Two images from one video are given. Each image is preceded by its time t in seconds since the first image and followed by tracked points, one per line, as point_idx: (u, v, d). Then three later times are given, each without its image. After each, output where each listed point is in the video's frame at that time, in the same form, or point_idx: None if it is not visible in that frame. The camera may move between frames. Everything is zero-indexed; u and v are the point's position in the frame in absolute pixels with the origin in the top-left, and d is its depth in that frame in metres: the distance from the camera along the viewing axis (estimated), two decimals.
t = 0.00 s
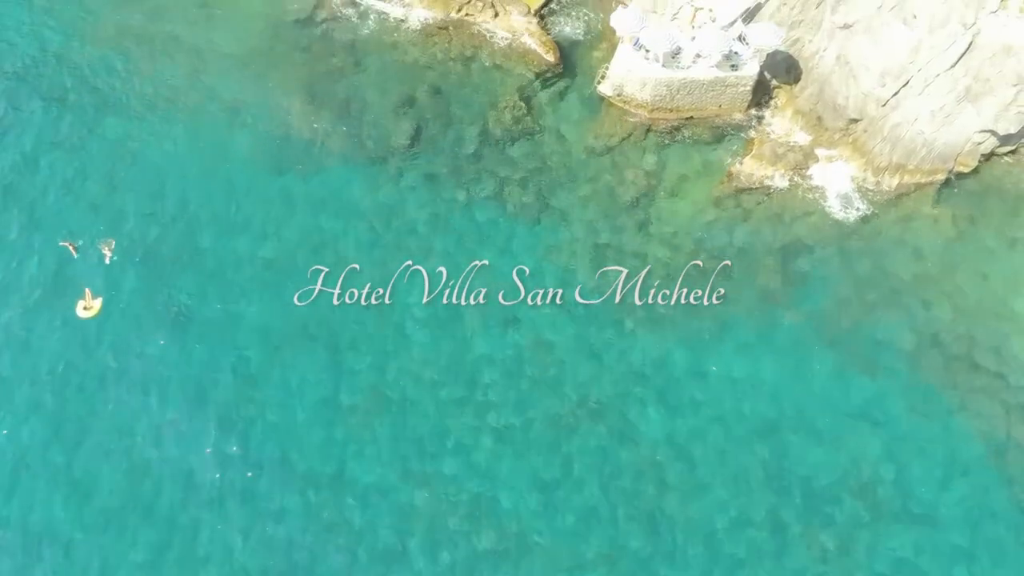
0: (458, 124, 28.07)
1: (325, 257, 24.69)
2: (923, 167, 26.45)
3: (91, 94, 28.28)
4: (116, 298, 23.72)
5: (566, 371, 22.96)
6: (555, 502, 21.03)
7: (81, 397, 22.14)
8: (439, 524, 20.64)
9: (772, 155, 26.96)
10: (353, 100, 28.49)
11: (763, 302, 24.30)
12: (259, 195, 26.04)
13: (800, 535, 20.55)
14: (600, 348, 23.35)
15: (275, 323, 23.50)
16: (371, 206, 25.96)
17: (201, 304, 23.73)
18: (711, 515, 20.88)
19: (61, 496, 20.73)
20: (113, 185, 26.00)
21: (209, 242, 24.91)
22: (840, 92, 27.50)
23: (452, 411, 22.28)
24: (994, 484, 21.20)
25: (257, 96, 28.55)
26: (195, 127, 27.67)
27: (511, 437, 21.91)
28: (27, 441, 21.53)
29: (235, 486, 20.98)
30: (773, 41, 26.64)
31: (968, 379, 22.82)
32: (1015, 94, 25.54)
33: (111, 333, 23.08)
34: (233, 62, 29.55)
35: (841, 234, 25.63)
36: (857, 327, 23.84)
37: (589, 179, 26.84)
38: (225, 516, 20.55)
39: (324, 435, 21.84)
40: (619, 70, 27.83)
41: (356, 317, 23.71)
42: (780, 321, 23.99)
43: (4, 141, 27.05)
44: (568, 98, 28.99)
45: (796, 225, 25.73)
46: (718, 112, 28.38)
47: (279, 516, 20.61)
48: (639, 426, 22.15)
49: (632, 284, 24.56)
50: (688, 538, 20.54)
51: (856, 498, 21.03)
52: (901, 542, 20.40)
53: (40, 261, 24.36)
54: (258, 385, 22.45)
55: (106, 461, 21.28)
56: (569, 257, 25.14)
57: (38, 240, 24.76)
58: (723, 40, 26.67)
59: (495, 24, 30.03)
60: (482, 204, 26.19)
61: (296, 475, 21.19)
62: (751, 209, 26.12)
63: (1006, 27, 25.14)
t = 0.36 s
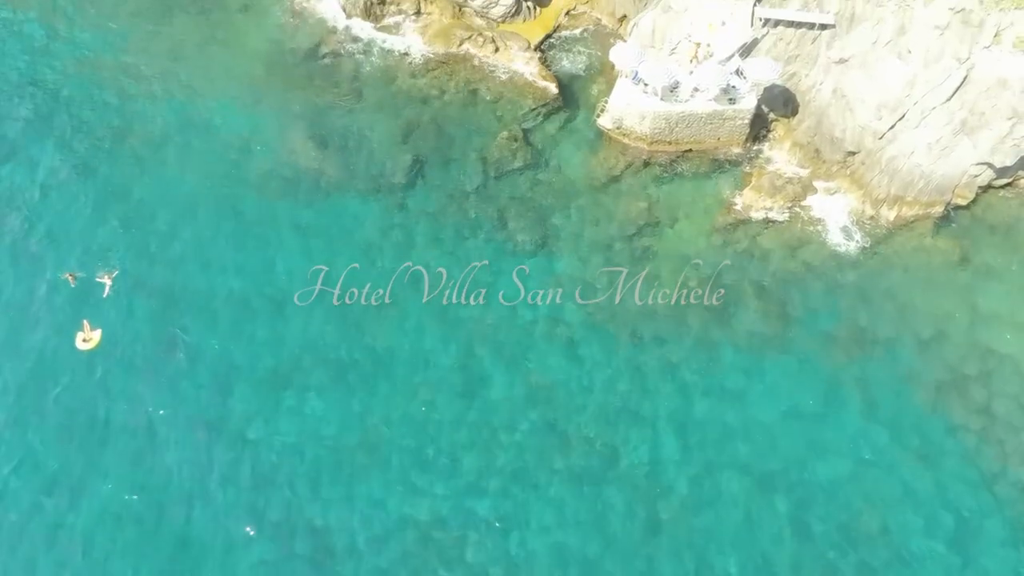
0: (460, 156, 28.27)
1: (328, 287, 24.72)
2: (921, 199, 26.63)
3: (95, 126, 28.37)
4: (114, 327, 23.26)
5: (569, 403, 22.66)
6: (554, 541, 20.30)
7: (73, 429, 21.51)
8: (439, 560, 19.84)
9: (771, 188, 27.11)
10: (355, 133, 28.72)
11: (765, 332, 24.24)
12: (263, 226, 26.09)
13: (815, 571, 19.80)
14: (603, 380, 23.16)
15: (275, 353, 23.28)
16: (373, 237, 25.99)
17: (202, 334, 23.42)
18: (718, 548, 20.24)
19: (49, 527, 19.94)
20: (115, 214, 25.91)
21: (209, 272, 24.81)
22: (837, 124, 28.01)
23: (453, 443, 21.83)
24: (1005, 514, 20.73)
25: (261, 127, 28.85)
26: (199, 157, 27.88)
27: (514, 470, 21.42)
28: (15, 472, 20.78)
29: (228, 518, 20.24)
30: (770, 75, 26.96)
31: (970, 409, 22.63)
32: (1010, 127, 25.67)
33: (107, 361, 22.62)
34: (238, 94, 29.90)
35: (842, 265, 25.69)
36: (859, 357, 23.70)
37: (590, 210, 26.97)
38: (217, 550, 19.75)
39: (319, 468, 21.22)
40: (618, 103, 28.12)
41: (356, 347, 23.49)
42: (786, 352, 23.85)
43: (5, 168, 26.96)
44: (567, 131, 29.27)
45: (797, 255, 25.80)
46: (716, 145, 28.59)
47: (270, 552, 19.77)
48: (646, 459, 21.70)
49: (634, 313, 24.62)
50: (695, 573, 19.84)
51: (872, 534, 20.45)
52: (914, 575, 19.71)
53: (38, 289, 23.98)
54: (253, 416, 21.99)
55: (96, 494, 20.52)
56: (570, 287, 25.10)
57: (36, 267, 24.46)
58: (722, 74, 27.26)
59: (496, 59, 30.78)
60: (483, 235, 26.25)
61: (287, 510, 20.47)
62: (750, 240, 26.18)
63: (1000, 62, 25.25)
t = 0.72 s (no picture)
0: (460, 187, 28.44)
1: (329, 317, 24.71)
2: (919, 231, 26.69)
3: (99, 157, 28.64)
4: (112, 356, 23.14)
5: (570, 433, 22.45)
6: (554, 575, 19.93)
7: (70, 459, 21.28)
8: None
9: (769, 219, 27.20)
10: (356, 166, 28.88)
11: (766, 363, 24.07)
12: (264, 256, 26.16)
13: None
14: (604, 410, 23.00)
15: (274, 383, 23.05)
16: (373, 267, 26.05)
17: (201, 363, 23.23)
18: None
19: (41, 560, 19.58)
20: (117, 243, 25.97)
21: (209, 300, 24.77)
22: (834, 156, 28.13)
23: (451, 474, 21.56)
24: (1012, 548, 20.45)
25: (264, 157, 29.13)
26: (202, 187, 28.09)
27: (513, 502, 21.09)
28: (9, 504, 20.50)
29: (221, 553, 19.91)
30: (766, 108, 26.79)
31: (970, 440, 22.50)
32: (1006, 159, 25.59)
33: (103, 391, 22.46)
34: (241, 124, 30.23)
35: (842, 295, 25.64)
36: (860, 387, 23.55)
37: (589, 241, 27.04)
38: None
39: (315, 501, 20.88)
40: (617, 135, 28.38)
41: (353, 376, 23.32)
42: (787, 382, 23.65)
43: (8, 198, 27.13)
44: (566, 163, 29.44)
45: (797, 286, 25.80)
46: (715, 177, 28.85)
47: None
48: (648, 491, 21.45)
49: (633, 342, 24.56)
50: None
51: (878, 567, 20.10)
52: None
53: (37, 318, 23.95)
54: (248, 447, 21.70)
55: (90, 526, 20.21)
56: (570, 318, 25.09)
57: (37, 296, 24.46)
58: (719, 107, 27.35)
59: (497, 90, 31.21)
60: (483, 266, 26.29)
61: (282, 544, 20.10)
62: (750, 271, 26.18)
63: (993, 96, 25.18)
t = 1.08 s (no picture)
0: (460, 217, 28.53)
1: (328, 347, 24.55)
2: (919, 260, 26.79)
3: (100, 188, 28.77)
4: (107, 387, 22.91)
5: (570, 465, 22.05)
6: None
7: (57, 489, 20.70)
8: None
9: (767, 249, 27.26)
10: (355, 198, 28.95)
11: (769, 392, 23.88)
12: (263, 286, 26.10)
13: None
14: (605, 441, 22.69)
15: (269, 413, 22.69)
16: (373, 297, 25.99)
17: (196, 394, 22.95)
18: None
19: None
20: (116, 273, 25.94)
21: (208, 331, 24.62)
22: (832, 187, 28.29)
23: (450, 505, 21.01)
24: None
25: (265, 188, 29.26)
26: (202, 218, 28.15)
27: (513, 532, 20.48)
28: None
29: None
30: (763, 139, 26.96)
31: (979, 470, 22.04)
32: (1003, 190, 25.64)
33: (98, 421, 22.14)
34: (243, 156, 30.45)
35: (843, 326, 25.52)
36: (863, 417, 23.27)
37: (587, 272, 27.02)
38: None
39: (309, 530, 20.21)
40: (616, 166, 28.58)
41: (351, 407, 23.04)
42: (790, 412, 23.42)
43: (8, 228, 27.16)
44: (565, 194, 29.59)
45: (797, 316, 25.75)
46: (714, 207, 29.01)
47: None
48: (651, 522, 20.88)
49: (632, 372, 24.41)
50: None
51: None
52: None
53: (32, 348, 23.76)
54: (241, 477, 21.18)
55: (73, 554, 19.43)
56: (571, 347, 24.96)
57: (33, 327, 24.31)
58: (717, 139, 27.39)
59: (496, 121, 31.67)
60: (482, 296, 26.24)
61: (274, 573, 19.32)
62: (750, 302, 26.10)
63: (988, 127, 25.37)
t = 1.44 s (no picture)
0: (459, 247, 28.55)
1: (326, 376, 24.31)
2: (918, 290, 26.84)
3: (101, 219, 28.86)
4: (104, 417, 22.68)
5: (571, 496, 21.70)
6: None
7: (49, 520, 20.32)
8: None
9: (767, 279, 27.25)
10: (355, 228, 29.04)
11: (771, 422, 23.64)
12: (262, 315, 26.01)
13: None
14: (606, 472, 22.37)
15: (266, 442, 22.40)
16: (373, 327, 25.88)
17: (193, 424, 22.71)
18: None
19: None
20: (115, 304, 25.87)
21: (205, 361, 24.45)
22: (830, 217, 28.49)
23: (448, 537, 20.57)
24: None
25: (265, 219, 29.34)
26: (202, 248, 28.13)
27: (513, 566, 20.03)
28: None
29: None
30: (761, 170, 27.02)
31: (984, 500, 21.73)
32: (1000, 220, 25.82)
33: (93, 452, 21.85)
34: (244, 187, 30.60)
35: (845, 355, 25.38)
36: (864, 445, 23.04)
37: (585, 301, 26.97)
38: None
39: (304, 564, 19.76)
40: (614, 197, 28.69)
41: (348, 438, 22.71)
42: (793, 442, 23.15)
43: (8, 259, 27.16)
44: (564, 225, 29.64)
45: (796, 346, 25.62)
46: (712, 237, 29.10)
47: None
48: (655, 554, 20.46)
49: (633, 402, 24.18)
50: None
51: None
52: None
53: (29, 378, 23.60)
54: (236, 510, 20.79)
55: None
56: (571, 377, 24.79)
57: (31, 357, 24.16)
58: (717, 169, 27.16)
59: (495, 152, 31.89)
60: (482, 326, 26.15)
61: None
62: (751, 331, 26.04)
63: (984, 158, 25.54)
